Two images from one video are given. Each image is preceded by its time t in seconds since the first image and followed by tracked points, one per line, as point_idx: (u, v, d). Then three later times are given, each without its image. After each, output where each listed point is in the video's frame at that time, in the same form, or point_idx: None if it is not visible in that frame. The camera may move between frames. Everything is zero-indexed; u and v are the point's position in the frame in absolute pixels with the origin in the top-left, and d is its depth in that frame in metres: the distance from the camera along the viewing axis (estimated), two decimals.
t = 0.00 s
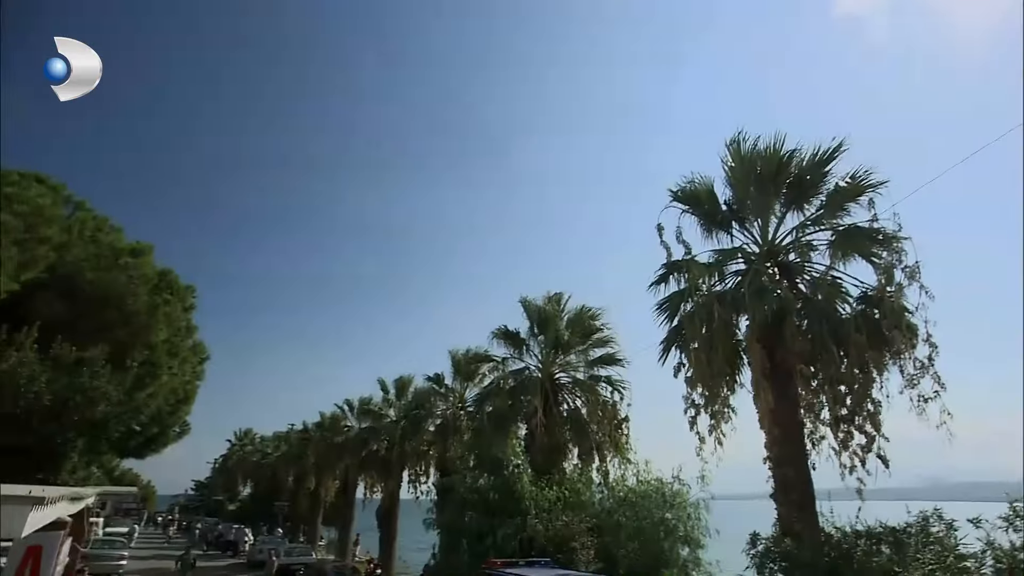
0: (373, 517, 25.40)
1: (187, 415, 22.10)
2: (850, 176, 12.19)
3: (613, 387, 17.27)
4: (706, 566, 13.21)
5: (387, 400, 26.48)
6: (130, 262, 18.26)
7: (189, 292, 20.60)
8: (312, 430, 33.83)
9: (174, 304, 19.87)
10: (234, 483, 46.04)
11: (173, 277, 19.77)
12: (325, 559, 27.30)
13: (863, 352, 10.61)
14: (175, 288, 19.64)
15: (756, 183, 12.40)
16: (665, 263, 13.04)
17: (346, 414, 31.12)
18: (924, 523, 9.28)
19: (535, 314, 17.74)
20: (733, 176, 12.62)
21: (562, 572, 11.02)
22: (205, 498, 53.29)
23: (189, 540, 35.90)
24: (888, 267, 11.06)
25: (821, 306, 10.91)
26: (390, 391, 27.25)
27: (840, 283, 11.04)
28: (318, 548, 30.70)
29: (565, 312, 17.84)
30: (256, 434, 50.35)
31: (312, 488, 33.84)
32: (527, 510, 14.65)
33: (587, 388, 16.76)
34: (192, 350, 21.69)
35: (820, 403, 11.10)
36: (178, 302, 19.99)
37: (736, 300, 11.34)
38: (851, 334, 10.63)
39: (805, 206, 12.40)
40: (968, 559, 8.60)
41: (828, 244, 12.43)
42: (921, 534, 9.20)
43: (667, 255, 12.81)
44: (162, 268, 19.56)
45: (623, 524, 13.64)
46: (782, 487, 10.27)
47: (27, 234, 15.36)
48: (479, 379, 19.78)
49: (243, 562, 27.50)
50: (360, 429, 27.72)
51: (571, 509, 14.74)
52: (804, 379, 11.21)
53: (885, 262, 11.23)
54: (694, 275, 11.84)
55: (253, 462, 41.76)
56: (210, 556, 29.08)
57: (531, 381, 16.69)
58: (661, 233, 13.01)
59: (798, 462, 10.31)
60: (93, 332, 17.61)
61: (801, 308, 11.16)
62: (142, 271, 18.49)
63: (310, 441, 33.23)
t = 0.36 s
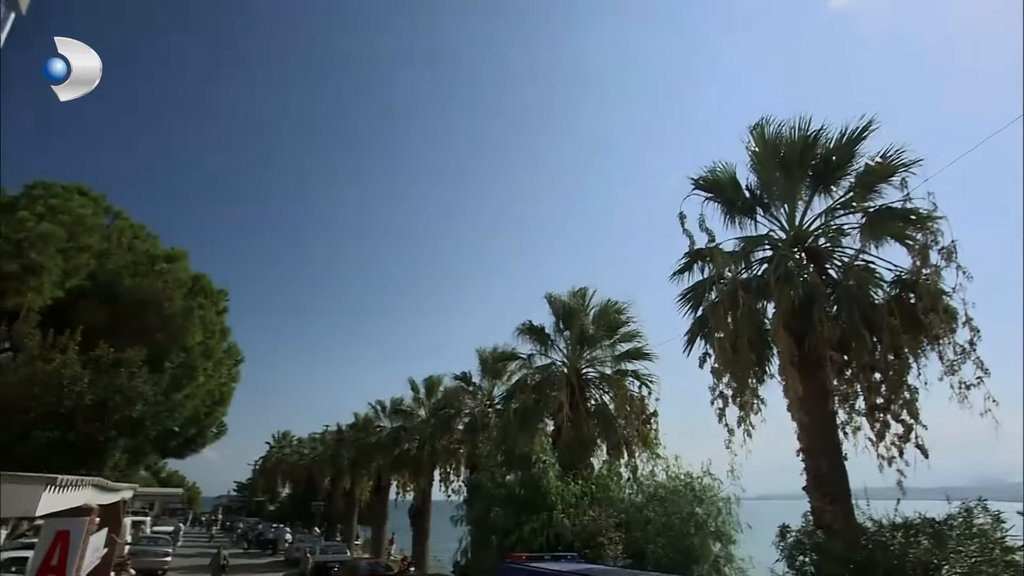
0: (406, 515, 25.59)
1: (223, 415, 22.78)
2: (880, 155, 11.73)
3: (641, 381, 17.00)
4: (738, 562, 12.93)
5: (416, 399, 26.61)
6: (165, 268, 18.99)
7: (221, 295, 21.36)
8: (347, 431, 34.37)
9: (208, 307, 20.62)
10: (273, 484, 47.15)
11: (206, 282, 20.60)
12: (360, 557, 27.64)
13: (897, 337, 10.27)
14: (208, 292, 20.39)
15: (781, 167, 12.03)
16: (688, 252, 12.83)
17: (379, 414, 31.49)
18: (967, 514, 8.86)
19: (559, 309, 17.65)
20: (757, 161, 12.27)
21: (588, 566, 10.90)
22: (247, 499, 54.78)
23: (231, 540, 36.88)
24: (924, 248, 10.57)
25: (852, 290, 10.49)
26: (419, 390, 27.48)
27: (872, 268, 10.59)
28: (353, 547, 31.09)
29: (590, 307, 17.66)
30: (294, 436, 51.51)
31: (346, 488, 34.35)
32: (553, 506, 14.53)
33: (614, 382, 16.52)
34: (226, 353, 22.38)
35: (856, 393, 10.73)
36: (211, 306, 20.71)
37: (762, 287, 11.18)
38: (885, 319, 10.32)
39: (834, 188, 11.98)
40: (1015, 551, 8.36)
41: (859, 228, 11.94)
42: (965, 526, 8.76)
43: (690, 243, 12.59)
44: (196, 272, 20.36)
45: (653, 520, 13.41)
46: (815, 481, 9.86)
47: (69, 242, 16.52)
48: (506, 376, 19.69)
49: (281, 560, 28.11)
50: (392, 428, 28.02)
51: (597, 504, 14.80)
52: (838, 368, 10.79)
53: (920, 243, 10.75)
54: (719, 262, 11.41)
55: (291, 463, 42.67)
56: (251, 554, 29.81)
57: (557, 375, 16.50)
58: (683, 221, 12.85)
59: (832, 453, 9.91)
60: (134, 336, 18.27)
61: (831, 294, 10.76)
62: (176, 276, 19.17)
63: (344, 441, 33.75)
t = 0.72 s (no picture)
0: (442, 513, 25.79)
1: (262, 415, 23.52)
2: (913, 133, 11.30)
3: (671, 375, 16.72)
4: (774, 557, 12.90)
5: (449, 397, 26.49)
6: (203, 274, 19.79)
7: (256, 300, 22.13)
8: (383, 431, 34.87)
9: (244, 310, 21.34)
10: (314, 485, 48.22)
11: (241, 286, 21.42)
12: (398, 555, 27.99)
13: (936, 320, 9.77)
14: (243, 296, 21.15)
15: (808, 150, 11.65)
16: (714, 241, 12.57)
17: (414, 414, 31.83)
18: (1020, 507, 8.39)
19: (587, 305, 17.44)
20: (783, 145, 11.94)
21: (618, 560, 10.74)
22: (290, 500, 56.19)
23: (275, 540, 37.85)
24: (964, 228, 10.09)
25: (886, 273, 10.08)
26: (452, 390, 27.72)
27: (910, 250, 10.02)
28: (392, 546, 31.50)
29: (618, 301, 17.42)
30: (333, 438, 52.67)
31: (384, 488, 34.88)
32: (582, 500, 14.43)
33: (645, 377, 16.28)
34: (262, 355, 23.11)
35: (896, 381, 10.37)
36: (247, 310, 21.47)
37: (791, 273, 10.87)
38: (923, 302, 9.85)
39: (864, 170, 11.59)
40: None
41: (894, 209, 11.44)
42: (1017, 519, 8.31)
43: (716, 232, 12.32)
44: (232, 277, 21.13)
45: (685, 515, 13.16)
46: (852, 471, 9.51)
47: (113, 251, 17.39)
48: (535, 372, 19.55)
49: (322, 558, 28.68)
50: (426, 428, 28.34)
51: (628, 499, 14.48)
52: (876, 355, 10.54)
53: (960, 222, 10.25)
54: (745, 248, 11.22)
55: (331, 464, 43.56)
56: (293, 552, 30.53)
57: (585, 369, 16.29)
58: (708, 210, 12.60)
59: (868, 443, 9.55)
60: (174, 339, 18.98)
61: (865, 277, 10.38)
62: (213, 281, 19.97)
63: (381, 442, 34.31)
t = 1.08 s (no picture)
0: (480, 512, 25.87)
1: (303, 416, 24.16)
2: (951, 107, 10.83)
3: (706, 368, 16.37)
4: (817, 552, 12.34)
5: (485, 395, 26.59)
6: (243, 279, 20.55)
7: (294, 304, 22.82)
8: (422, 432, 35.29)
9: (282, 314, 22.03)
10: (358, 486, 49.19)
11: (279, 290, 22.15)
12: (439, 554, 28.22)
13: (981, 299, 9.26)
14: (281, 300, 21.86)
15: (839, 130, 11.27)
16: (744, 228, 12.25)
17: (451, 414, 32.10)
18: None
19: (617, 299, 17.19)
20: (813, 126, 11.58)
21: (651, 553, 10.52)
22: (335, 502, 57.45)
23: (321, 540, 38.74)
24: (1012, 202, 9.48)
25: (925, 252, 9.64)
26: (487, 389, 27.85)
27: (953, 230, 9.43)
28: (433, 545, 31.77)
29: (649, 295, 17.16)
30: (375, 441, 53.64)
31: (424, 488, 35.26)
32: (615, 495, 14.29)
33: (679, 371, 16.02)
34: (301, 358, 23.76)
35: (942, 368, 9.79)
36: (285, 313, 22.16)
37: (822, 257, 10.53)
38: (967, 281, 9.36)
39: (901, 147, 11.14)
40: None
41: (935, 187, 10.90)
42: None
43: (745, 219, 12.03)
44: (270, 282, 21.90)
45: (722, 509, 12.88)
46: (895, 462, 9.14)
47: (159, 259, 18.22)
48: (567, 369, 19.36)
49: (365, 557, 29.17)
50: (462, 428, 28.53)
51: (663, 494, 14.26)
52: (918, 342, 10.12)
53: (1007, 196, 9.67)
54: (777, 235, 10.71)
55: (373, 465, 44.33)
56: (337, 551, 31.18)
57: (617, 364, 16.11)
58: (736, 197, 12.33)
59: (912, 432, 9.17)
60: (218, 343, 19.72)
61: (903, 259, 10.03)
62: (252, 286, 20.72)
63: (420, 443, 34.73)
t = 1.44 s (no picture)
0: (518, 510, 25.89)
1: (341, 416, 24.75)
2: (992, 78, 10.32)
3: (741, 360, 15.98)
4: (860, 546, 12.23)
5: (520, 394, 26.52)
6: (281, 283, 21.25)
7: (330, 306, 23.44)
8: (460, 432, 35.57)
9: (318, 317, 22.62)
10: (400, 487, 49.97)
11: (315, 294, 22.79)
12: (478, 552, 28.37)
13: None
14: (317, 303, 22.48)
15: (870, 108, 10.88)
16: (773, 214, 11.96)
17: (488, 414, 32.23)
18: None
19: (648, 291, 16.95)
20: (842, 105, 11.23)
21: (681, 545, 10.38)
22: (379, 502, 58.48)
23: (365, 539, 39.49)
24: None
25: (965, 230, 9.21)
26: (522, 387, 27.91)
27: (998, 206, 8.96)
28: (473, 544, 31.96)
29: (681, 287, 16.90)
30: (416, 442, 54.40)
31: (463, 488, 35.52)
32: (648, 489, 14.48)
33: (713, 363, 15.66)
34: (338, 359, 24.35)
35: (991, 352, 9.33)
36: (321, 316, 22.77)
37: (854, 240, 10.21)
38: (1013, 258, 8.86)
39: (938, 123, 10.67)
40: None
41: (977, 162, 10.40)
42: None
43: (773, 204, 11.75)
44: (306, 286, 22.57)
45: (759, 503, 12.84)
46: (940, 451, 8.73)
47: (201, 266, 19.01)
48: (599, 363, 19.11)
49: (406, 555, 29.60)
50: (499, 426, 28.63)
51: (696, 488, 14.33)
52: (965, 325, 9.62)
53: None
54: (806, 219, 10.36)
55: (414, 466, 44.95)
56: (380, 550, 31.75)
57: (649, 357, 15.82)
58: (764, 182, 12.06)
59: (956, 418, 8.74)
60: (258, 345, 20.42)
61: (942, 239, 9.61)
62: (290, 290, 21.40)
63: (458, 442, 35.02)
